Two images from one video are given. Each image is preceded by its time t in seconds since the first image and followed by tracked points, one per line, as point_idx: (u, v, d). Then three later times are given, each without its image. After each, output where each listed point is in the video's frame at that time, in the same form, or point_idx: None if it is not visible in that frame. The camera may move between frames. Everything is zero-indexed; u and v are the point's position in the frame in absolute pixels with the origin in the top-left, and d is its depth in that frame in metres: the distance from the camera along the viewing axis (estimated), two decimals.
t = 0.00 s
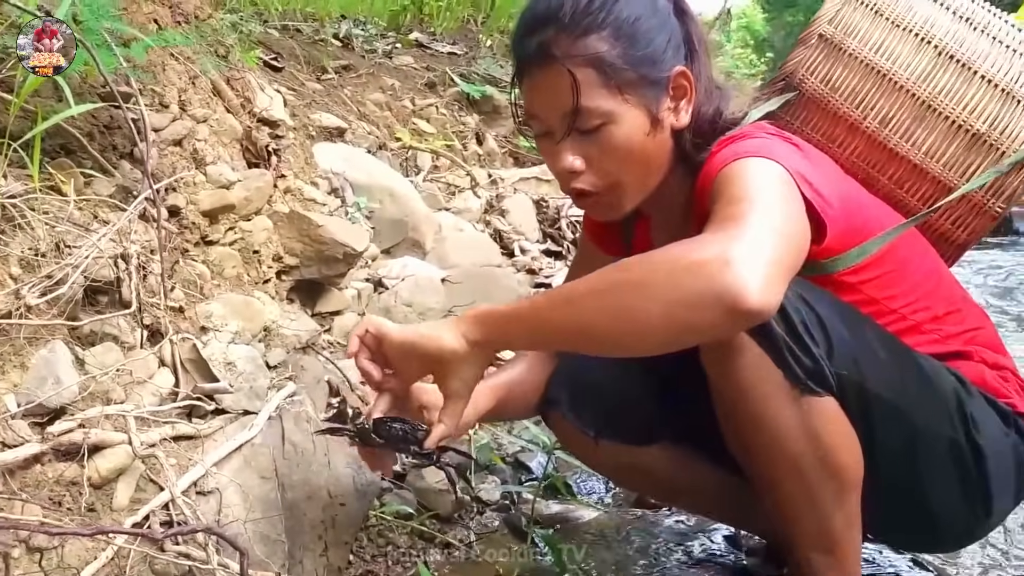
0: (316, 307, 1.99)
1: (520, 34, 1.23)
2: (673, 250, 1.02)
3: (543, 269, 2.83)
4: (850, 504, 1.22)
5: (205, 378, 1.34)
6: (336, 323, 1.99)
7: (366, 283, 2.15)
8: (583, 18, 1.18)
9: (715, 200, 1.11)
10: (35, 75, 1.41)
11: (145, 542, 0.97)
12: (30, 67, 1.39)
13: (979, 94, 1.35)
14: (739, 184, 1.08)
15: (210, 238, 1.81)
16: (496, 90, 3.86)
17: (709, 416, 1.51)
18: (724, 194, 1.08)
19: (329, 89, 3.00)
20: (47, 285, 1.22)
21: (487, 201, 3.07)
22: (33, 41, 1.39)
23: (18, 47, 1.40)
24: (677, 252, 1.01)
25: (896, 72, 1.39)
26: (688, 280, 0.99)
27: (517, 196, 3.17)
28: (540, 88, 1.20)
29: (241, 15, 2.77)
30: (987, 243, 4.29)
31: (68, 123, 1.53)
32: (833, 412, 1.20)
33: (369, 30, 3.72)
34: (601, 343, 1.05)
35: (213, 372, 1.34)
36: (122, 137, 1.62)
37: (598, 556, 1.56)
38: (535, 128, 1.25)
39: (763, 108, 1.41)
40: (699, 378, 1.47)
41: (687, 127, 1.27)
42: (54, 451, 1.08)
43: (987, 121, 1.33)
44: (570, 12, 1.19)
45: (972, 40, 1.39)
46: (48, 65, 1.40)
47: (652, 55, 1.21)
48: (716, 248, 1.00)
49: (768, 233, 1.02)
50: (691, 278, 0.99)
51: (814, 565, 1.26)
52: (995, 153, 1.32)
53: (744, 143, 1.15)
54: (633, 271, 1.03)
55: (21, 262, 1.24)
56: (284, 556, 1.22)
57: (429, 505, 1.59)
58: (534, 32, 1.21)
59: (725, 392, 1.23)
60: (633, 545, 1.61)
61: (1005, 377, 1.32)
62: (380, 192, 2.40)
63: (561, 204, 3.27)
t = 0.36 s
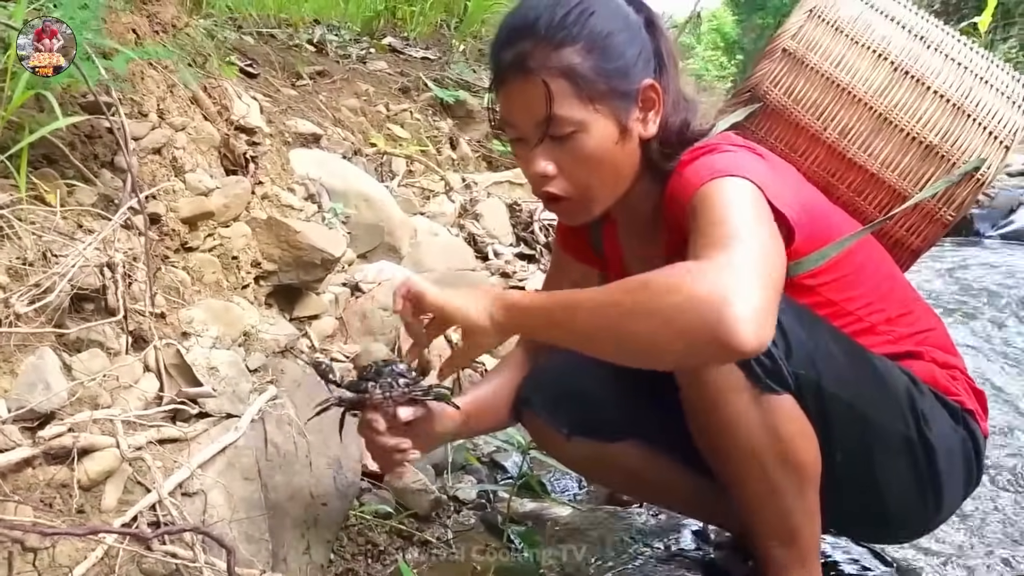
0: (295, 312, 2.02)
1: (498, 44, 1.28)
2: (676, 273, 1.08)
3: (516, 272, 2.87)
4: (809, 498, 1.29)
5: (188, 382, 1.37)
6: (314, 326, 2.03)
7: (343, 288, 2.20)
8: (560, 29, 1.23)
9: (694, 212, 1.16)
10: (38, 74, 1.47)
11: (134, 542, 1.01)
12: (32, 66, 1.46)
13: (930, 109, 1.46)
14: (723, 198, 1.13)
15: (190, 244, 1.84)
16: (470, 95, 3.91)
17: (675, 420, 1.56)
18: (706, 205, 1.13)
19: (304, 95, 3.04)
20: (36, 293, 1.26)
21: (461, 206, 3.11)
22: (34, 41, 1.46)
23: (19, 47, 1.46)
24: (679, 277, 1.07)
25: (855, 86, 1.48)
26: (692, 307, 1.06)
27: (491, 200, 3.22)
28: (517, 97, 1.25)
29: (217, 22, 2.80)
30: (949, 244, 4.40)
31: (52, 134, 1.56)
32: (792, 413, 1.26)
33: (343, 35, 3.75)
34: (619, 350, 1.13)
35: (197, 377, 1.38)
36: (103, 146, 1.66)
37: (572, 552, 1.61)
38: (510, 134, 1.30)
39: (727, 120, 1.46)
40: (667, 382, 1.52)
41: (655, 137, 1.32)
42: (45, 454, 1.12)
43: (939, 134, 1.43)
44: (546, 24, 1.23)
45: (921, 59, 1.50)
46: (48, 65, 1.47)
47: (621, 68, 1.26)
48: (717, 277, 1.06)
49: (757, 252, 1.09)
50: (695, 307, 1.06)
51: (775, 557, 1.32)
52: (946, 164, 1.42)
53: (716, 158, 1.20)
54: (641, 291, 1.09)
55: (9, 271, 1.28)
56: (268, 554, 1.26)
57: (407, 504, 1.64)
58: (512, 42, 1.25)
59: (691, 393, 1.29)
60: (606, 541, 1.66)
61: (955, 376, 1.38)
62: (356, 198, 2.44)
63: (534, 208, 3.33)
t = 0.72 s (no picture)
0: (275, 319, 2.07)
1: (480, 52, 1.33)
2: (814, 354, 1.13)
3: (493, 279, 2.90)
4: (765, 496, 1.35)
5: (175, 390, 1.41)
6: (295, 333, 2.07)
7: (323, 294, 2.23)
8: (540, 43, 1.29)
9: (745, 277, 1.18)
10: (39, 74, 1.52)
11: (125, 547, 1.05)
12: (31, 67, 1.52)
13: (895, 129, 1.55)
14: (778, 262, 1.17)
15: (172, 254, 1.88)
16: (445, 101, 3.95)
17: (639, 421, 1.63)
18: (768, 274, 1.16)
19: (281, 103, 3.08)
20: (27, 305, 1.31)
21: (437, 211, 3.16)
22: (34, 41, 1.52)
23: (19, 47, 1.52)
24: (823, 356, 1.13)
25: (824, 103, 1.56)
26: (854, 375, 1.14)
27: (467, 205, 3.26)
28: (497, 107, 1.30)
29: (195, 31, 2.82)
30: (915, 245, 4.50)
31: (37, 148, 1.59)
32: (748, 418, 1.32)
33: (319, 41, 3.77)
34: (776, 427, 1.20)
35: (183, 385, 1.41)
36: (86, 158, 1.69)
37: (548, 551, 1.66)
38: (490, 142, 1.35)
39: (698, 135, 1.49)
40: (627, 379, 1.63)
41: (628, 148, 1.36)
42: (37, 462, 1.16)
43: (902, 153, 1.53)
44: (527, 37, 1.29)
45: (887, 81, 1.60)
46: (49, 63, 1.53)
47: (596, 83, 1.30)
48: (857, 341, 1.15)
49: (841, 297, 1.17)
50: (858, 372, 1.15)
51: (735, 553, 1.39)
52: (907, 182, 1.51)
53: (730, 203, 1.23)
54: (802, 380, 1.15)
55: None
56: (254, 557, 1.30)
57: (388, 507, 1.69)
58: (494, 52, 1.31)
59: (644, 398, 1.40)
60: (581, 540, 1.72)
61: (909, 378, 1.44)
62: (334, 206, 2.47)
63: (510, 213, 3.38)
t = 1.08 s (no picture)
0: (257, 322, 2.10)
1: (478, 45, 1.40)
2: (808, 409, 1.23)
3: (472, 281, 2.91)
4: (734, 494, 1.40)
5: (162, 393, 1.45)
6: (277, 336, 2.11)
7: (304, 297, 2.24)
8: (533, 39, 1.34)
9: (742, 323, 1.26)
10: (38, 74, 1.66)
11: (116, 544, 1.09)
12: (31, 66, 1.65)
13: (863, 143, 1.62)
14: (774, 311, 1.25)
15: (156, 259, 1.91)
16: (423, 104, 3.99)
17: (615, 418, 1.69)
18: (767, 323, 1.25)
19: (261, 107, 3.12)
20: (18, 311, 1.35)
21: (416, 215, 3.20)
22: (33, 42, 1.65)
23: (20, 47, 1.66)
24: (814, 410, 1.23)
25: (796, 116, 1.63)
26: (839, 430, 1.24)
27: (445, 208, 3.31)
28: (488, 94, 1.36)
29: (175, 37, 2.85)
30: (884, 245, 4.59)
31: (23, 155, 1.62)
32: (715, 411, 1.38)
33: (297, 45, 3.80)
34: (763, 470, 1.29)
35: (169, 388, 1.45)
36: (71, 165, 1.73)
37: (526, 547, 1.72)
38: (476, 130, 1.40)
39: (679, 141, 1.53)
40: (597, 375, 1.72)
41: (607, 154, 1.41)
42: (31, 463, 1.21)
43: (869, 166, 1.60)
44: (522, 33, 1.35)
45: (857, 97, 1.67)
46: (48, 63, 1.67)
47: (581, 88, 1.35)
48: (844, 395, 1.25)
49: (826, 349, 1.26)
50: (843, 426, 1.25)
51: (707, 545, 1.45)
52: (873, 195, 1.58)
53: (716, 240, 1.28)
54: (790, 430, 1.24)
55: None
56: (240, 553, 1.34)
57: (370, 505, 1.74)
58: (488, 46, 1.37)
59: (620, 398, 1.46)
60: (558, 536, 1.77)
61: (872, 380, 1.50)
62: (314, 210, 2.51)
63: (487, 216, 3.43)
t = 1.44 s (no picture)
0: (238, 326, 2.14)
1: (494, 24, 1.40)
2: (771, 418, 1.28)
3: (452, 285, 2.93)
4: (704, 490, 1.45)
5: (146, 398, 1.48)
6: (257, 340, 2.16)
7: (285, 302, 2.31)
8: (547, 28, 1.33)
9: (717, 326, 1.32)
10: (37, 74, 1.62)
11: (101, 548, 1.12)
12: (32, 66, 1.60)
13: (834, 155, 1.68)
14: (751, 318, 1.30)
15: (139, 265, 1.94)
16: (402, 108, 4.02)
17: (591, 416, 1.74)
18: (742, 329, 1.30)
19: (241, 113, 3.14)
20: (4, 320, 1.38)
21: (396, 218, 3.23)
22: (34, 41, 1.56)
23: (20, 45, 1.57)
24: (777, 420, 1.29)
25: (773, 129, 1.67)
26: (799, 441, 1.30)
27: (424, 212, 3.34)
28: (500, 79, 1.37)
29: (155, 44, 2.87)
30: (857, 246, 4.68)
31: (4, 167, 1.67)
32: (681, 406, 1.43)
33: (276, 50, 3.82)
34: (722, 472, 1.34)
35: (153, 393, 1.48)
36: (54, 174, 1.76)
37: (503, 546, 1.76)
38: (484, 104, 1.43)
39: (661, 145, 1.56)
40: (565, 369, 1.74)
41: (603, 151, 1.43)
42: (19, 468, 1.24)
43: (838, 178, 1.66)
44: (538, 20, 1.34)
45: (828, 112, 1.73)
46: (49, 63, 1.58)
47: (587, 86, 1.35)
48: (806, 407, 1.31)
49: (793, 360, 1.32)
50: (802, 437, 1.31)
51: (680, 539, 1.49)
52: (842, 205, 1.65)
53: (705, 243, 1.34)
54: (756, 434, 1.29)
55: None
56: (225, 555, 1.37)
57: (351, 506, 1.78)
58: (505, 26, 1.37)
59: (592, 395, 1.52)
60: (534, 535, 1.82)
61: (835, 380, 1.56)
62: (294, 215, 2.55)
63: (466, 220, 3.47)
